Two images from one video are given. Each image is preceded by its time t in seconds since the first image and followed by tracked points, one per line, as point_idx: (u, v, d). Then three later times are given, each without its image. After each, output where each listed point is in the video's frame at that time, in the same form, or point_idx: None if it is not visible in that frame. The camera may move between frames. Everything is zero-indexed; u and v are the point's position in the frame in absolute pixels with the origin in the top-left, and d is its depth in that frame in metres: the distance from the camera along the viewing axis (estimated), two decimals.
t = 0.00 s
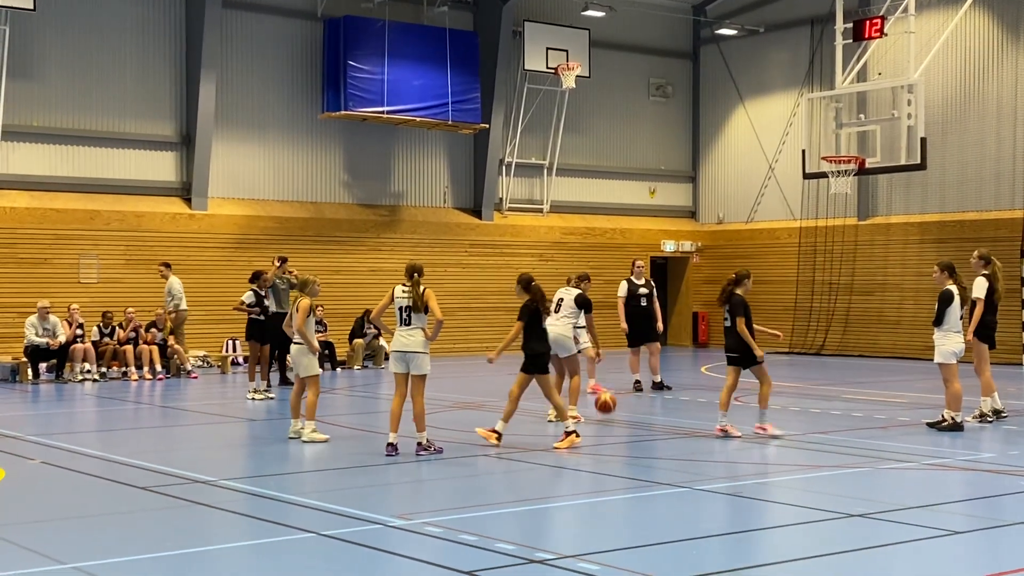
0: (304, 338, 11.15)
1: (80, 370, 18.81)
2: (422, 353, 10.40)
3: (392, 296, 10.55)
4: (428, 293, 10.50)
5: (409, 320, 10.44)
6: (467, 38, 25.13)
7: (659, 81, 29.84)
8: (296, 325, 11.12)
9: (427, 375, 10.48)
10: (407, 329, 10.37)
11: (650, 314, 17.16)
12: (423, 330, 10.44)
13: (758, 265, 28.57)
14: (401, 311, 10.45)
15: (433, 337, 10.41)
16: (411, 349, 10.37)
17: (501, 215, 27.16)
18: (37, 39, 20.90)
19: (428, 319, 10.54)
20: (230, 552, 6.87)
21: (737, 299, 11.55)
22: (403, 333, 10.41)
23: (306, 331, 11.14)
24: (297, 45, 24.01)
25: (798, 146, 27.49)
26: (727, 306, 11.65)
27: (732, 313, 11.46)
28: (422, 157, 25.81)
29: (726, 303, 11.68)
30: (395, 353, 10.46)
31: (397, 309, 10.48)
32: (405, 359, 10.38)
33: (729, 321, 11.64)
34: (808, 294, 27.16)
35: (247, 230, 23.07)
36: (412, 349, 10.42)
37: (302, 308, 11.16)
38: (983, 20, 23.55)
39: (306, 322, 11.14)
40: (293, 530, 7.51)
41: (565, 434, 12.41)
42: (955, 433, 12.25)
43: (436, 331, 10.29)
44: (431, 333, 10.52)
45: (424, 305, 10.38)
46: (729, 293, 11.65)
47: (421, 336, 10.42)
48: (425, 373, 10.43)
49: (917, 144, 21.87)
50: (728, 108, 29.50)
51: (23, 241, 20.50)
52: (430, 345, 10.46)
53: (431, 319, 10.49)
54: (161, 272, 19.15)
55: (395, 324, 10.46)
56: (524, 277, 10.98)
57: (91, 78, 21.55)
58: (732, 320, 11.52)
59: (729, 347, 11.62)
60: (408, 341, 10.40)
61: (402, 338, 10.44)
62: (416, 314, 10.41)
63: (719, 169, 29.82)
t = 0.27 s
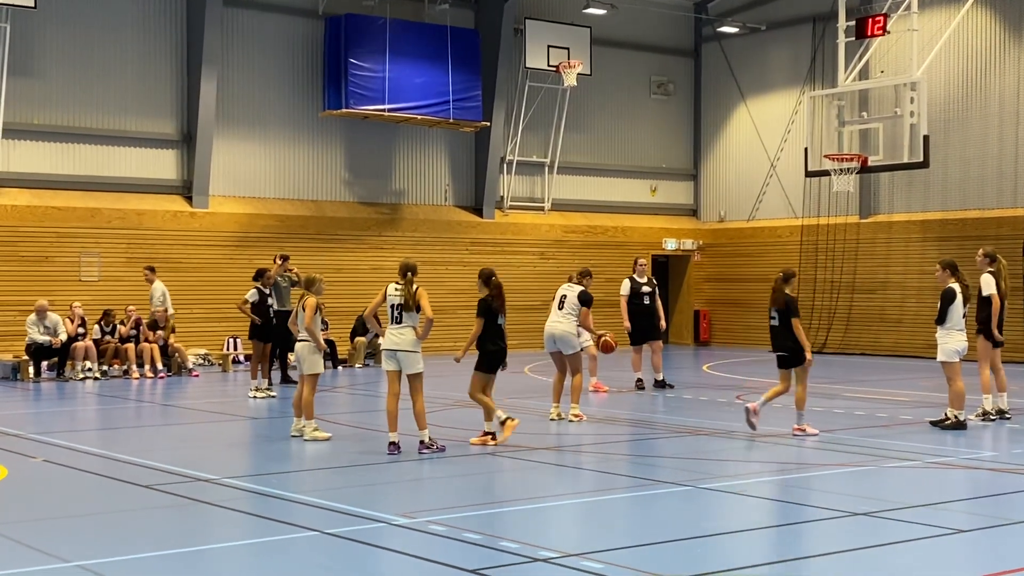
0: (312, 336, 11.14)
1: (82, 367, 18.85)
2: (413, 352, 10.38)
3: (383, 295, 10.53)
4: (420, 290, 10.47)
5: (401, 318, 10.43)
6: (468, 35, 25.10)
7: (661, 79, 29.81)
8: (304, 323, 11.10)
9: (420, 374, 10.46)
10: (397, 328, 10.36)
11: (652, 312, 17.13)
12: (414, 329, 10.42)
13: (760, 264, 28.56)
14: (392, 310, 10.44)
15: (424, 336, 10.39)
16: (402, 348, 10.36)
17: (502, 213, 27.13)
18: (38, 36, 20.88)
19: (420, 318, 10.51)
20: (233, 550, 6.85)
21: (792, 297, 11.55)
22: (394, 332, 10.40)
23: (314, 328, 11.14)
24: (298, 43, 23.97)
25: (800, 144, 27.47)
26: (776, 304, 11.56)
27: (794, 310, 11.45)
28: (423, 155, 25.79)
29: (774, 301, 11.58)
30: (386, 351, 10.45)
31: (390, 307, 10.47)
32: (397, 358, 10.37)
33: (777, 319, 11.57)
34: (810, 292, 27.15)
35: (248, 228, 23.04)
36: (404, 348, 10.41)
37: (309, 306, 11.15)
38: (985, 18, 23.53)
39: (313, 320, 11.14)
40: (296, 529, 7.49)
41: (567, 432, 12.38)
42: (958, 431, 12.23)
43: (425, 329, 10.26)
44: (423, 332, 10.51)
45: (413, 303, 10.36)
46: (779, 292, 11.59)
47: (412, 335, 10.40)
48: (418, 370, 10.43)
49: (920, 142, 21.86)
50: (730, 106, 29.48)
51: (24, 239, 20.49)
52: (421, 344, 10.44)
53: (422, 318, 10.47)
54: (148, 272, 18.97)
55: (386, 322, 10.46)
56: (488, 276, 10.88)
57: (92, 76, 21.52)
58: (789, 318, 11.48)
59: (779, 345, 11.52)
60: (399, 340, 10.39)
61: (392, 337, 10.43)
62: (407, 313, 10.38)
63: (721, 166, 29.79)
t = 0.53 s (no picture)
0: (316, 336, 11.11)
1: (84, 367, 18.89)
2: (411, 351, 10.40)
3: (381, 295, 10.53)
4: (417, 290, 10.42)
5: (398, 318, 10.42)
6: (470, 35, 25.09)
7: (664, 78, 29.79)
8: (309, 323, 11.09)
9: (421, 372, 10.48)
10: (393, 328, 10.37)
11: (655, 311, 17.12)
12: (409, 328, 10.39)
13: (762, 263, 28.53)
14: (389, 309, 10.43)
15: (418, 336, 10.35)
16: (399, 347, 10.39)
17: (504, 213, 27.14)
18: (41, 35, 20.89)
19: (418, 317, 10.48)
20: (236, 549, 6.85)
21: (833, 298, 11.66)
22: (391, 332, 10.42)
23: (318, 328, 11.11)
24: (301, 42, 23.97)
25: (803, 143, 27.45)
26: (819, 302, 11.59)
27: (836, 312, 11.55)
28: (425, 155, 25.79)
29: (817, 299, 11.61)
30: (385, 350, 10.47)
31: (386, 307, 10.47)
32: (396, 357, 10.40)
33: (815, 318, 11.61)
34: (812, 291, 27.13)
35: (250, 227, 23.04)
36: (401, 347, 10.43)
37: (313, 306, 11.12)
38: (988, 17, 23.51)
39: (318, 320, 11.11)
40: (298, 528, 7.49)
41: (570, 431, 12.38)
42: (961, 431, 12.22)
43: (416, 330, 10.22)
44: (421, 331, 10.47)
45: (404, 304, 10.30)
46: (821, 291, 11.67)
47: (408, 334, 10.39)
48: (417, 369, 10.43)
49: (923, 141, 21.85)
50: (733, 105, 29.45)
51: (27, 238, 20.50)
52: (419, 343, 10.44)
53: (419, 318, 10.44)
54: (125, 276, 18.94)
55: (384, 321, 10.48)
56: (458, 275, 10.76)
57: (94, 75, 21.53)
58: (828, 317, 11.57)
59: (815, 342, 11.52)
60: (396, 339, 10.41)
61: (390, 337, 10.45)
62: (403, 313, 10.36)
63: (723, 166, 29.77)
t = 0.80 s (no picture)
0: (319, 336, 11.14)
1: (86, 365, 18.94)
2: (413, 349, 10.40)
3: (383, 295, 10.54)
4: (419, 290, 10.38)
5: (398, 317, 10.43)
6: (473, 34, 25.10)
7: (667, 77, 29.80)
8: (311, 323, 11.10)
9: (424, 370, 10.49)
10: (393, 327, 10.37)
11: (658, 310, 17.12)
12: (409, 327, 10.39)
13: (765, 262, 28.52)
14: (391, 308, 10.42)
15: (417, 335, 10.34)
16: (399, 345, 10.37)
17: (507, 212, 27.16)
18: (44, 35, 20.91)
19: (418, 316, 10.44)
20: (239, 548, 6.86)
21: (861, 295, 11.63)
22: (392, 331, 10.42)
23: (321, 328, 11.12)
24: (303, 41, 23.98)
25: (806, 142, 27.43)
26: (851, 302, 11.57)
27: (867, 310, 11.56)
28: (428, 154, 25.80)
29: (849, 299, 11.57)
30: (386, 349, 10.47)
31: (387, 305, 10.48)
32: (397, 356, 10.40)
33: (847, 317, 11.61)
34: (815, 291, 27.14)
35: (253, 227, 23.06)
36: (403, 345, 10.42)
37: (316, 306, 11.13)
38: (992, 16, 23.49)
39: (320, 319, 11.11)
40: (301, 527, 7.50)
41: (573, 430, 12.39)
42: (964, 430, 12.23)
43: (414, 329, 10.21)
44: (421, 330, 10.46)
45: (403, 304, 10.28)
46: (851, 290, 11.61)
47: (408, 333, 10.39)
48: (420, 368, 10.45)
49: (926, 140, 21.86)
50: (736, 104, 29.44)
51: (30, 237, 20.53)
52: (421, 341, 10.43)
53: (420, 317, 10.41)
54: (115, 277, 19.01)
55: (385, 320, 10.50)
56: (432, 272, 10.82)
57: (98, 74, 21.55)
58: (860, 316, 11.58)
59: (848, 342, 11.63)
60: (396, 337, 10.40)
61: (392, 336, 10.45)
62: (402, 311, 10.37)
63: (726, 165, 29.76)
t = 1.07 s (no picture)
0: (321, 335, 11.16)
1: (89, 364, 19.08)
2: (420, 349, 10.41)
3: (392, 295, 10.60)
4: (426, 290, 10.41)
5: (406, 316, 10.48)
6: (476, 33, 25.10)
7: (670, 76, 29.79)
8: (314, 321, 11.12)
9: (431, 370, 10.49)
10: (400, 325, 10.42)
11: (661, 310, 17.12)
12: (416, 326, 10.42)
13: (769, 262, 28.50)
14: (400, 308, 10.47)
15: (424, 334, 10.36)
16: (406, 344, 10.40)
17: (510, 211, 27.16)
18: (48, 34, 20.94)
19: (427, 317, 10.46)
20: (242, 546, 6.87)
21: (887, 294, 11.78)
22: (400, 330, 10.46)
23: (323, 327, 11.14)
24: (307, 40, 23.99)
25: (809, 142, 27.41)
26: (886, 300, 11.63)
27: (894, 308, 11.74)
28: (431, 153, 25.80)
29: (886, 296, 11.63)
30: (394, 348, 10.53)
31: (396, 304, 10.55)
32: (404, 355, 10.43)
33: (883, 315, 11.62)
34: (819, 290, 27.12)
35: (256, 225, 23.08)
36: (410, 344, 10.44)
37: (318, 305, 11.15)
38: (996, 15, 23.46)
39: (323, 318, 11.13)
40: (305, 525, 7.51)
41: (577, 429, 12.39)
42: (968, 429, 12.22)
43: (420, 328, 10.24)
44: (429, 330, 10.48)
45: (410, 303, 10.32)
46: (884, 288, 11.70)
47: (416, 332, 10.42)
48: (426, 368, 10.45)
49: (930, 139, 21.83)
50: (739, 103, 29.43)
51: (34, 236, 20.55)
52: (428, 341, 10.45)
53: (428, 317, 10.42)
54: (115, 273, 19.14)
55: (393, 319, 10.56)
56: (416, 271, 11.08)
57: (102, 73, 21.58)
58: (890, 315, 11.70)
59: (883, 342, 11.58)
60: (404, 336, 10.44)
61: (400, 334, 10.50)
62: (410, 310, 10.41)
63: (730, 164, 29.73)
